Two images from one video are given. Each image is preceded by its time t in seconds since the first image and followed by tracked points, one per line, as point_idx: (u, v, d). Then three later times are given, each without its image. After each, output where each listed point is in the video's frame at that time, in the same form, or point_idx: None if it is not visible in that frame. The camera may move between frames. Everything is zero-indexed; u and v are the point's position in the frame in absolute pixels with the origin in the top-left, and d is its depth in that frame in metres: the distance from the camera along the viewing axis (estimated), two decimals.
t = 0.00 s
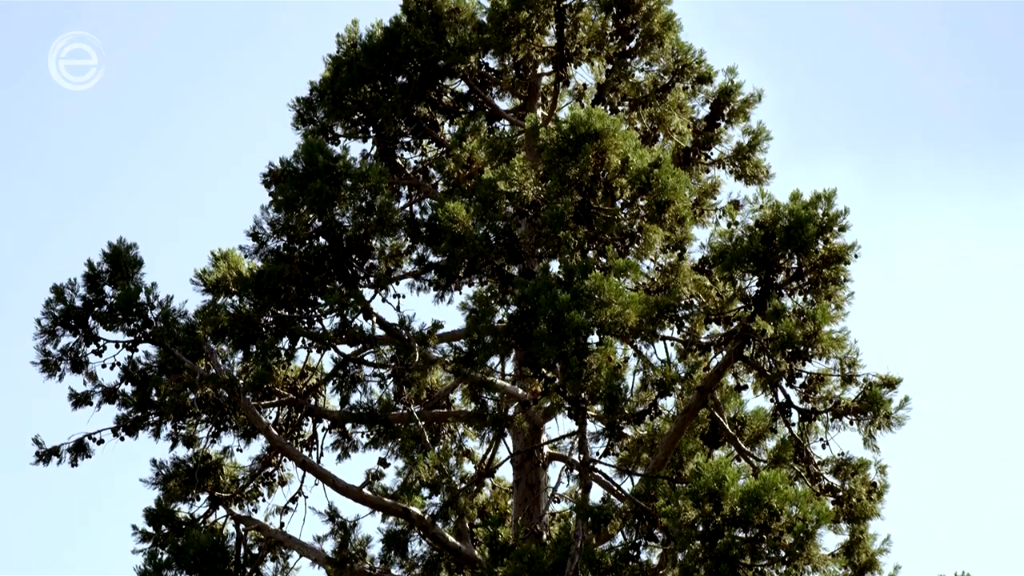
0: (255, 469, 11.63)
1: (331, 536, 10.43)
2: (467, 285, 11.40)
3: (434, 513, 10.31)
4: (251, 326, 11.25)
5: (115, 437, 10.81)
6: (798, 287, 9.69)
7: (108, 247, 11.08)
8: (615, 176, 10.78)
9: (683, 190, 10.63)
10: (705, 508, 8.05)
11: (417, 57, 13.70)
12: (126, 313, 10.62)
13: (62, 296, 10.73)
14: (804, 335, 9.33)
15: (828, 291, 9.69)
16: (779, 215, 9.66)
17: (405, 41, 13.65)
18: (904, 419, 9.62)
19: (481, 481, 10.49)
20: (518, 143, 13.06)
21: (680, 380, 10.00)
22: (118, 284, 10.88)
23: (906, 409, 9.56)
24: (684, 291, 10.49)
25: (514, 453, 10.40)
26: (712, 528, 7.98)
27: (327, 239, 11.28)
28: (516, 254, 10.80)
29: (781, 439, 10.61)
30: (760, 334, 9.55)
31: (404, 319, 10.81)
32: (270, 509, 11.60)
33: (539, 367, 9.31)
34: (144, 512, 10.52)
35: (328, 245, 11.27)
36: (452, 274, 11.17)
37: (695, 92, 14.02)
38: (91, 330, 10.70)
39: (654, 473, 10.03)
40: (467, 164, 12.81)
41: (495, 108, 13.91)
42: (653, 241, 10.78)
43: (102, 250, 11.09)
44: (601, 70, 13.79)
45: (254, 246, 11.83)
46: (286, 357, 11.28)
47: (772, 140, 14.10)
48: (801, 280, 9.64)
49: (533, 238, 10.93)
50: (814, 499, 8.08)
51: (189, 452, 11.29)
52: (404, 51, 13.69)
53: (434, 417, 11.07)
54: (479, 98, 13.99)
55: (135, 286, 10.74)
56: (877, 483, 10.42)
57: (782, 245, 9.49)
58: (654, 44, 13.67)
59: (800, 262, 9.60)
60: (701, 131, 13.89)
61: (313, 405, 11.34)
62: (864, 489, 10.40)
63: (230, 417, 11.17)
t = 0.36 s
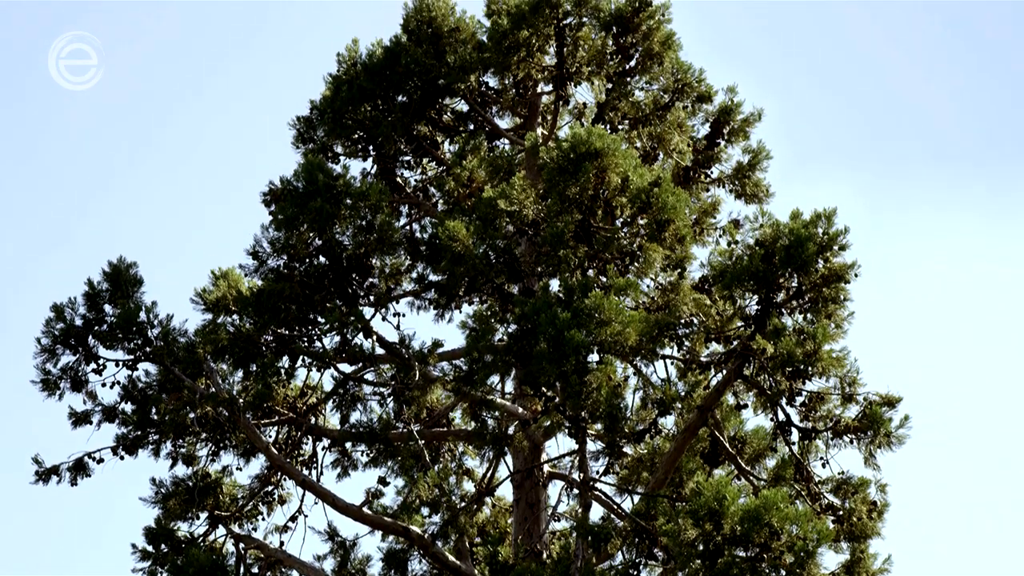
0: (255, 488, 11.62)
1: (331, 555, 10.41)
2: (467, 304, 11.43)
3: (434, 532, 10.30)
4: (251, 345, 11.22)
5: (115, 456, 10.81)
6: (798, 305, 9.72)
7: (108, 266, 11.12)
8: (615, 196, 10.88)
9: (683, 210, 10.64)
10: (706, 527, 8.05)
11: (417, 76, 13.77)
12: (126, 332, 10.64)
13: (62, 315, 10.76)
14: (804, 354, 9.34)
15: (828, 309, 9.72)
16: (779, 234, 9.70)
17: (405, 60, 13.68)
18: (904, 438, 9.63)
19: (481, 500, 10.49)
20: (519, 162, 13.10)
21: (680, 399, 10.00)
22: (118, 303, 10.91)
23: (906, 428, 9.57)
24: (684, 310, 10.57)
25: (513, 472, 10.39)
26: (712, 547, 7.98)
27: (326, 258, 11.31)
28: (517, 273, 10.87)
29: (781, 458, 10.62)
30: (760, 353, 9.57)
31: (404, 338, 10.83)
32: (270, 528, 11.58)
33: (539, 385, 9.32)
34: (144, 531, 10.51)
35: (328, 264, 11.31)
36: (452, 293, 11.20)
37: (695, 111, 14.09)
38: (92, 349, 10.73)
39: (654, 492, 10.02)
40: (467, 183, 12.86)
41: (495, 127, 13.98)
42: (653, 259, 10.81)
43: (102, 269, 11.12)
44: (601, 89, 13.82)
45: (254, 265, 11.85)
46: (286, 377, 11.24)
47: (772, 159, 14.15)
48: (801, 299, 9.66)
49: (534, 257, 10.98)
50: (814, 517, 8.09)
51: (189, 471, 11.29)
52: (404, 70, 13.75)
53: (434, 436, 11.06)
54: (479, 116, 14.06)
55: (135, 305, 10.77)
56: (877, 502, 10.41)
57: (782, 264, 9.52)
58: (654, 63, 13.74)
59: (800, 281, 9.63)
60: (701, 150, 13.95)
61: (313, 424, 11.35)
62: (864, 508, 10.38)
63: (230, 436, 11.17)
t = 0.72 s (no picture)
0: (255, 506, 11.63)
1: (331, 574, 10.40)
2: (467, 322, 11.46)
3: (434, 551, 10.30)
4: (251, 364, 11.29)
5: (115, 475, 10.81)
6: (797, 324, 9.74)
7: (108, 285, 11.16)
8: (615, 215, 10.89)
9: (683, 229, 10.63)
10: (706, 546, 8.05)
11: (417, 95, 13.92)
12: (126, 351, 10.67)
13: (62, 334, 10.79)
14: (804, 373, 9.35)
15: (828, 328, 9.74)
16: (779, 253, 9.74)
17: (405, 78, 13.90)
18: (904, 456, 9.65)
19: (481, 518, 10.50)
20: (519, 181, 13.07)
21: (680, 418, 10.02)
22: (117, 322, 10.94)
23: (906, 447, 9.58)
24: (684, 329, 10.64)
25: (513, 491, 10.40)
26: (713, 566, 7.97)
27: (326, 277, 11.34)
28: (517, 292, 10.89)
29: (781, 477, 10.63)
30: (760, 372, 9.60)
31: (404, 356, 10.86)
32: (270, 547, 11.58)
33: (540, 404, 9.34)
34: (143, 550, 10.50)
35: (328, 282, 11.33)
36: (452, 311, 11.23)
37: (695, 130, 14.17)
38: (91, 368, 10.75)
39: (654, 511, 10.02)
40: (467, 202, 12.88)
41: (495, 146, 14.06)
42: (653, 278, 10.86)
43: (102, 288, 11.16)
44: (601, 108, 13.89)
45: (254, 283, 11.89)
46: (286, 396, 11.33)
47: (772, 178, 14.23)
48: (801, 317, 9.69)
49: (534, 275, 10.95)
50: (814, 537, 8.09)
51: (189, 490, 11.30)
52: (404, 89, 13.94)
53: (434, 455, 11.07)
54: (479, 135, 14.15)
55: (135, 324, 10.79)
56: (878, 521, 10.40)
57: (782, 283, 9.54)
58: (654, 82, 13.82)
59: (800, 300, 9.65)
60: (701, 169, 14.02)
61: (313, 443, 11.37)
62: (864, 527, 10.38)
63: (229, 455, 11.18)
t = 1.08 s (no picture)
0: (254, 525, 11.65)
1: None
2: (467, 340, 11.50)
3: (434, 570, 10.30)
4: (250, 382, 11.30)
5: (115, 494, 10.82)
6: (798, 342, 9.79)
7: (108, 303, 11.20)
8: (615, 233, 10.96)
9: (682, 247, 10.72)
10: (706, 565, 8.07)
11: (417, 114, 13.91)
12: (125, 370, 10.69)
13: (62, 352, 10.82)
14: (804, 391, 9.37)
15: (828, 347, 9.78)
16: (779, 271, 9.78)
17: (405, 97, 13.85)
18: (904, 475, 9.66)
19: (480, 537, 10.50)
20: (519, 200, 13.22)
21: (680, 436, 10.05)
22: (117, 340, 10.98)
23: (906, 466, 9.61)
24: (684, 347, 10.77)
25: (513, 509, 10.41)
26: None
27: (326, 295, 11.37)
28: (517, 310, 10.93)
29: (781, 495, 10.64)
30: (760, 391, 9.68)
31: (404, 375, 10.86)
32: (270, 566, 11.57)
33: (539, 423, 9.37)
34: (143, 569, 10.49)
35: (328, 301, 11.37)
36: (452, 330, 11.24)
37: (695, 149, 14.24)
38: (91, 386, 10.77)
39: (654, 529, 10.01)
40: (467, 220, 12.82)
41: (495, 164, 14.16)
42: (653, 296, 10.92)
43: (102, 306, 11.20)
44: (601, 127, 13.96)
45: (254, 302, 11.92)
46: (286, 415, 11.29)
47: (771, 197, 14.29)
48: (801, 336, 9.72)
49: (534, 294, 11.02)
50: (814, 555, 8.11)
51: (188, 509, 11.30)
52: (404, 107, 13.90)
53: (434, 474, 11.07)
54: (479, 154, 14.25)
55: (135, 343, 10.82)
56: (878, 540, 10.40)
57: (782, 302, 9.57)
58: (653, 101, 13.91)
59: (800, 318, 9.69)
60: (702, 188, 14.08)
61: (313, 461, 11.38)
62: (865, 545, 10.38)
63: (229, 473, 11.19)
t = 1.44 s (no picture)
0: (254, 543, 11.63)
1: None
2: (466, 357, 11.53)
3: None
4: (250, 400, 11.31)
5: (114, 511, 10.83)
6: (797, 359, 9.82)
7: (108, 321, 11.23)
8: (615, 250, 10.94)
9: (682, 264, 10.70)
10: None
11: (417, 131, 14.06)
12: (126, 387, 10.72)
13: (62, 370, 10.85)
14: (804, 409, 9.39)
15: (828, 364, 9.80)
16: (779, 288, 9.78)
17: (405, 114, 14.05)
18: (905, 492, 9.67)
19: (480, 554, 10.50)
20: (519, 217, 13.28)
21: (680, 453, 10.06)
22: (117, 357, 11.01)
23: (906, 483, 9.62)
24: (684, 363, 10.77)
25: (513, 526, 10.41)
26: None
27: (326, 312, 11.40)
28: (516, 327, 11.03)
29: (781, 513, 10.65)
30: (760, 408, 9.71)
31: (403, 392, 10.88)
32: None
33: (539, 440, 9.40)
34: None
35: (328, 318, 11.39)
36: (452, 346, 11.27)
37: (695, 166, 14.30)
38: (91, 404, 10.79)
39: (654, 547, 10.01)
40: (466, 237, 12.90)
41: (495, 181, 14.21)
42: (653, 313, 10.97)
43: (102, 323, 11.23)
44: (601, 144, 14.03)
45: (254, 319, 11.96)
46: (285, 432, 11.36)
47: (771, 214, 14.33)
48: (801, 353, 9.76)
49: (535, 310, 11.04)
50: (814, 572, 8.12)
51: (188, 526, 11.30)
52: (405, 125, 14.10)
53: (434, 491, 11.09)
54: (479, 171, 14.32)
55: (135, 360, 10.84)
56: (878, 558, 10.40)
57: (782, 318, 9.60)
58: (653, 118, 13.99)
59: (800, 335, 9.71)
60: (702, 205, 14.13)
61: (312, 479, 11.35)
62: (865, 563, 10.38)
63: (228, 490, 11.20)
